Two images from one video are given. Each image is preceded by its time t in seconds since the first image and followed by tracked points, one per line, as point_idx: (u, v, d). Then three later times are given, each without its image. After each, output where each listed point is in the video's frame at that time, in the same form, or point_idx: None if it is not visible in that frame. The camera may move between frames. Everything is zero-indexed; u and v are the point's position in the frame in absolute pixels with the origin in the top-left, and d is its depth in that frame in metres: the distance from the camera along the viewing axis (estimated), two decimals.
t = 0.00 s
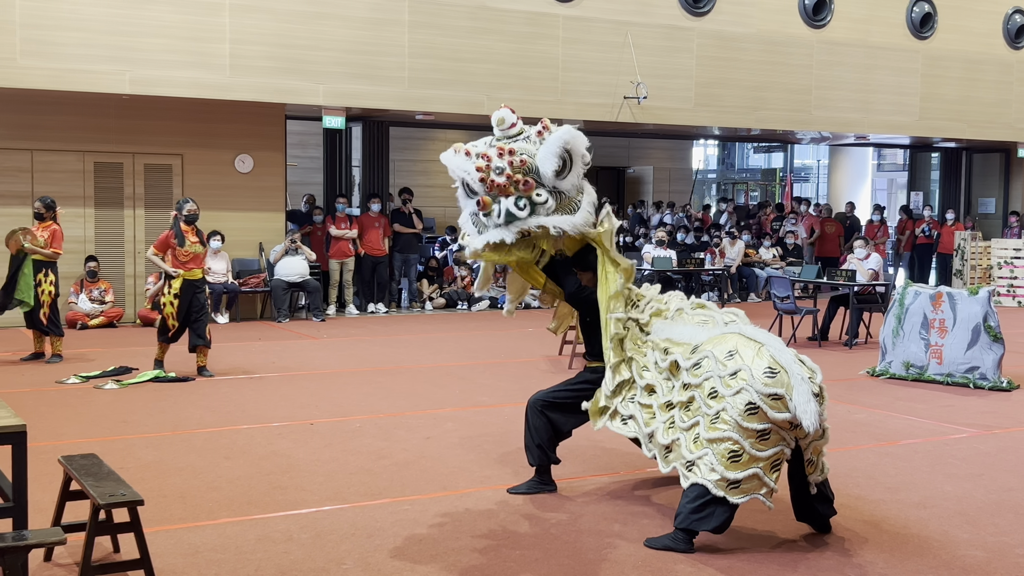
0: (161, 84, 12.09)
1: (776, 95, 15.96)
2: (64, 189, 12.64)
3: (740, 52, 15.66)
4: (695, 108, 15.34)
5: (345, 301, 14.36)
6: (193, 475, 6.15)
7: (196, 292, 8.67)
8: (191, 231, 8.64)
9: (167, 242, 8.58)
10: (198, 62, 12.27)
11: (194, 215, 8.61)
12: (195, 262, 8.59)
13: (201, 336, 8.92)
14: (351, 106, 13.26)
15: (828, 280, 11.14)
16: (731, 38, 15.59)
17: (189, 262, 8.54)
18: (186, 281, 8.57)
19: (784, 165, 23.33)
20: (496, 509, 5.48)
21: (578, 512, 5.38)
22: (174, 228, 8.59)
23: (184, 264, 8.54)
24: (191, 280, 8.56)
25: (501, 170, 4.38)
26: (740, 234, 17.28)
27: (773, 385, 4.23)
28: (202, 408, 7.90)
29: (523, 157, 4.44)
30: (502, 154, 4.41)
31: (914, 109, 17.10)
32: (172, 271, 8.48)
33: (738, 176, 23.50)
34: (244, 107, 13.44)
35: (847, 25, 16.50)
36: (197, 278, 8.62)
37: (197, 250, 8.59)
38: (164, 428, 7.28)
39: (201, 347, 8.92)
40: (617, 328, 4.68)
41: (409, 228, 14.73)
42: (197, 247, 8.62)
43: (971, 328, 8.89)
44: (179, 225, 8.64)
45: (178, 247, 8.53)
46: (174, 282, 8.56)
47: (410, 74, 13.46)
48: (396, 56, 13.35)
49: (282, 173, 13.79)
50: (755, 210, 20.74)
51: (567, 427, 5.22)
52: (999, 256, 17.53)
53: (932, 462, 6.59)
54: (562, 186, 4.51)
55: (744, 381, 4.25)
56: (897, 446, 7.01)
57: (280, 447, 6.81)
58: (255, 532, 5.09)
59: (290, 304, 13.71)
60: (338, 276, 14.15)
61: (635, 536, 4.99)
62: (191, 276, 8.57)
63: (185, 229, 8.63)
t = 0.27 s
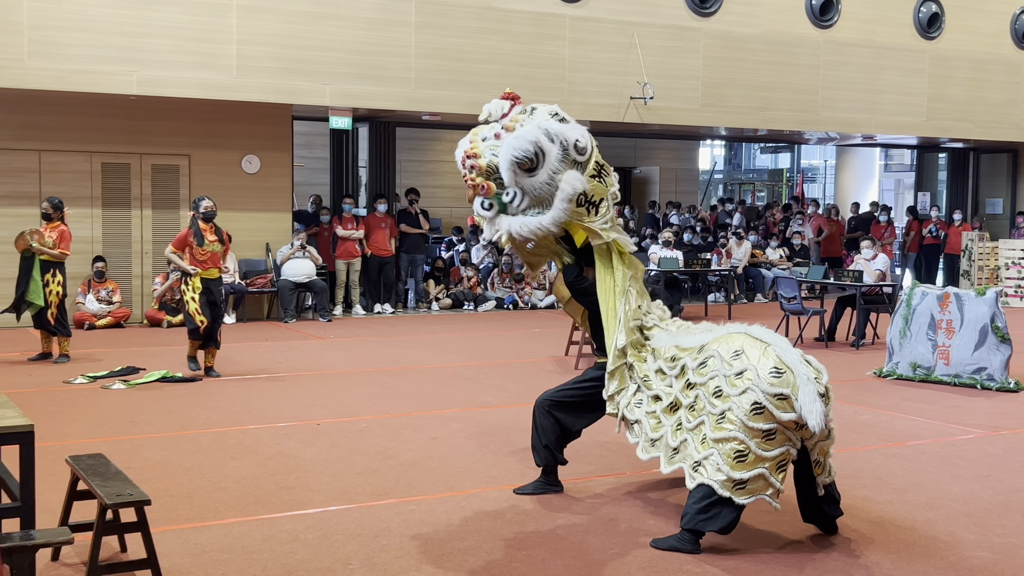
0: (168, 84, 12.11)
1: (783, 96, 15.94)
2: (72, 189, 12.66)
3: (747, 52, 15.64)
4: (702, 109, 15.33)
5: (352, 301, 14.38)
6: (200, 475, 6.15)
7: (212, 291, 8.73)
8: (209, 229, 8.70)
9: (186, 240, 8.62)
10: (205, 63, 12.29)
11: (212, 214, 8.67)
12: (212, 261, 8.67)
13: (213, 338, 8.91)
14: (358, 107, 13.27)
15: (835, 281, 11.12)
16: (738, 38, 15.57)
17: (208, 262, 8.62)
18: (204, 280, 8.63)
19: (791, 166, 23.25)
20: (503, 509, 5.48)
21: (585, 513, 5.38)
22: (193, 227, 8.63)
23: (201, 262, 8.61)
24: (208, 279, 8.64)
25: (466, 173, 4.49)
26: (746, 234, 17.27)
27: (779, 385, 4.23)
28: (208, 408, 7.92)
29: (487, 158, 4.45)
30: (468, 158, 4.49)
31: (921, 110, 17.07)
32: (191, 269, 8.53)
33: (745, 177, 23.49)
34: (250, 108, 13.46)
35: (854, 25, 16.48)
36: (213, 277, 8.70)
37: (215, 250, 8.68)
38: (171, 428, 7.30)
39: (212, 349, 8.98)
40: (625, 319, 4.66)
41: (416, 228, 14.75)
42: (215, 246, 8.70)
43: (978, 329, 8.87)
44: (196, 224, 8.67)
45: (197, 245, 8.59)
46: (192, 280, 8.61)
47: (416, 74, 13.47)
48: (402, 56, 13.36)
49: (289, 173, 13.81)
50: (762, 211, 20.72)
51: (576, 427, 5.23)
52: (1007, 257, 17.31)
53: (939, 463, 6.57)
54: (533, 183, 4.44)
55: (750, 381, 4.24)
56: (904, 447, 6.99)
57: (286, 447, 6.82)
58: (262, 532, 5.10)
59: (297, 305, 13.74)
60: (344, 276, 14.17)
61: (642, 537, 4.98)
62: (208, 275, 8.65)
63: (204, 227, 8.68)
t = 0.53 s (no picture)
0: (179, 85, 12.16)
1: (792, 96, 15.91)
2: (82, 190, 12.71)
3: (757, 52, 15.61)
4: (711, 109, 15.31)
5: (361, 301, 14.42)
6: (209, 475, 6.17)
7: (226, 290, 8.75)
8: (220, 229, 8.74)
9: (197, 241, 8.65)
10: (215, 64, 12.32)
11: (223, 214, 8.69)
12: (224, 261, 8.71)
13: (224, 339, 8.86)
14: (367, 108, 13.30)
15: (844, 281, 11.10)
16: (748, 38, 15.55)
17: (219, 262, 8.65)
18: (217, 280, 8.65)
19: (800, 166, 23.46)
20: (512, 509, 5.49)
21: (593, 514, 5.38)
22: (203, 227, 8.66)
23: (213, 262, 8.65)
24: (221, 278, 8.66)
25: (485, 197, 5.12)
26: (755, 235, 17.24)
27: (789, 388, 4.21)
28: (218, 408, 7.94)
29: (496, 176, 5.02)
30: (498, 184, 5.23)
31: (931, 110, 17.03)
32: (203, 270, 8.56)
33: (754, 177, 23.47)
34: (260, 108, 13.50)
35: (864, 26, 16.44)
36: (226, 277, 8.72)
37: (226, 249, 8.72)
38: (181, 428, 7.32)
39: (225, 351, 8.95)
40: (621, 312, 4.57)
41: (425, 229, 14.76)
42: (226, 245, 8.73)
43: (988, 330, 8.83)
44: (207, 224, 8.70)
45: (208, 246, 8.63)
46: (205, 281, 8.63)
47: (426, 75, 13.49)
48: (412, 57, 13.38)
49: (298, 174, 13.84)
50: (771, 211, 20.68)
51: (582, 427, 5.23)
52: (1018, 258, 17.07)
53: (949, 464, 6.55)
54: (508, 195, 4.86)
55: (759, 382, 4.24)
56: (913, 448, 6.98)
57: (295, 447, 6.84)
58: (271, 532, 5.11)
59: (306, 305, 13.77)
60: (354, 277, 14.19)
61: (650, 538, 4.97)
62: (221, 274, 8.68)
63: (215, 228, 8.72)
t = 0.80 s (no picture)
0: (189, 86, 12.18)
1: (803, 96, 15.87)
2: (93, 190, 12.74)
3: (768, 52, 15.58)
4: (722, 110, 15.29)
5: (371, 301, 14.44)
6: (220, 475, 6.18)
7: (239, 290, 8.73)
8: (234, 229, 8.74)
9: (211, 241, 8.66)
10: (225, 65, 12.34)
11: (237, 214, 8.69)
12: (237, 261, 8.70)
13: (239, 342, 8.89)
14: (377, 108, 13.31)
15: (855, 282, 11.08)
16: (758, 39, 15.52)
17: (233, 261, 8.64)
18: (229, 280, 8.65)
19: (811, 166, 22.61)
20: (523, 510, 5.48)
21: (603, 515, 5.37)
22: (217, 227, 8.66)
23: (227, 262, 8.65)
24: (234, 278, 8.65)
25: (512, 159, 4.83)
26: (766, 236, 17.20)
27: (801, 389, 4.21)
28: (229, 407, 7.96)
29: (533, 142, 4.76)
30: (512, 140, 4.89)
31: (942, 110, 16.98)
32: (216, 270, 8.57)
33: (765, 178, 23.15)
34: (270, 109, 13.52)
35: (876, 26, 16.39)
36: (240, 277, 8.71)
37: (240, 249, 8.71)
38: (191, 428, 7.33)
39: (240, 352, 8.98)
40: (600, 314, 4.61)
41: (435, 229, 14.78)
42: (240, 245, 8.72)
43: (1000, 331, 8.79)
44: (221, 224, 8.70)
45: (222, 246, 8.64)
46: (218, 281, 8.64)
47: (435, 76, 13.50)
48: (421, 58, 13.39)
49: (308, 175, 13.86)
50: (782, 212, 20.65)
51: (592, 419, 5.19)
52: None
53: (960, 465, 6.53)
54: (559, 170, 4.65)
55: (770, 383, 4.23)
56: (925, 449, 6.95)
57: (306, 447, 6.85)
58: (281, 532, 5.12)
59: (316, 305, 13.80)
60: (364, 277, 14.22)
61: (660, 539, 4.96)
62: (234, 274, 8.67)
63: (228, 228, 8.72)
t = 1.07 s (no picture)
0: (199, 87, 12.21)
1: (814, 96, 15.84)
2: (105, 191, 12.79)
3: (778, 53, 15.56)
4: (732, 110, 15.27)
5: (381, 302, 14.45)
6: (231, 476, 6.19)
7: (253, 290, 8.77)
8: (249, 229, 8.71)
9: (226, 241, 8.64)
10: (236, 66, 12.37)
11: (253, 215, 8.67)
12: (252, 261, 8.74)
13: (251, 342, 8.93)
14: (387, 109, 13.33)
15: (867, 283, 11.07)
16: (769, 39, 15.50)
17: (248, 261, 8.67)
18: (244, 280, 8.70)
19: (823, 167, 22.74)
20: (533, 510, 5.48)
21: (613, 516, 5.36)
22: (232, 227, 8.63)
23: (241, 262, 8.69)
24: (249, 279, 8.70)
25: (560, 134, 4.52)
26: (777, 236, 17.17)
27: (812, 390, 4.18)
28: (240, 408, 7.97)
29: (588, 131, 4.59)
30: (564, 119, 4.56)
31: (954, 110, 16.93)
32: (231, 270, 8.59)
33: (777, 179, 23.36)
34: (281, 110, 13.54)
35: (887, 26, 16.35)
36: (255, 277, 8.75)
37: (255, 249, 8.73)
38: (202, 428, 7.35)
39: (251, 351, 9.01)
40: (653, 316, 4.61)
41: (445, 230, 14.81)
42: (255, 246, 8.74)
43: (1012, 332, 8.76)
44: (236, 224, 8.66)
45: (237, 246, 8.64)
46: (233, 281, 8.67)
47: (446, 77, 13.51)
48: (431, 59, 13.40)
49: (318, 175, 13.88)
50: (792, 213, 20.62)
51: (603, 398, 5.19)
52: None
53: (972, 467, 6.50)
54: (606, 173, 4.63)
55: (782, 384, 4.19)
56: (937, 451, 6.93)
57: (316, 448, 6.85)
58: (292, 533, 5.12)
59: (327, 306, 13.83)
60: (374, 278, 14.23)
61: (671, 540, 4.95)
62: (248, 274, 8.71)
63: (244, 228, 8.68)
